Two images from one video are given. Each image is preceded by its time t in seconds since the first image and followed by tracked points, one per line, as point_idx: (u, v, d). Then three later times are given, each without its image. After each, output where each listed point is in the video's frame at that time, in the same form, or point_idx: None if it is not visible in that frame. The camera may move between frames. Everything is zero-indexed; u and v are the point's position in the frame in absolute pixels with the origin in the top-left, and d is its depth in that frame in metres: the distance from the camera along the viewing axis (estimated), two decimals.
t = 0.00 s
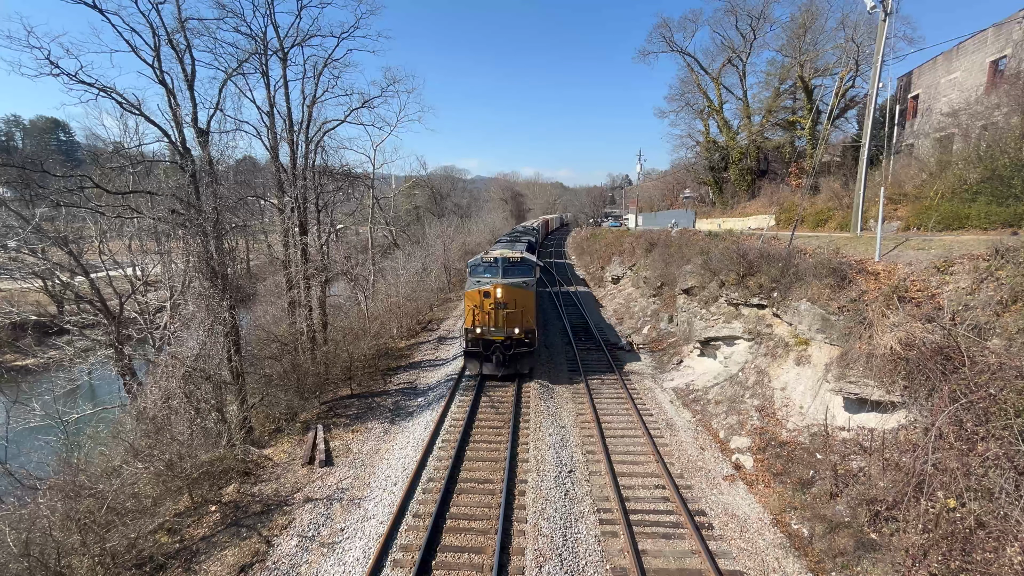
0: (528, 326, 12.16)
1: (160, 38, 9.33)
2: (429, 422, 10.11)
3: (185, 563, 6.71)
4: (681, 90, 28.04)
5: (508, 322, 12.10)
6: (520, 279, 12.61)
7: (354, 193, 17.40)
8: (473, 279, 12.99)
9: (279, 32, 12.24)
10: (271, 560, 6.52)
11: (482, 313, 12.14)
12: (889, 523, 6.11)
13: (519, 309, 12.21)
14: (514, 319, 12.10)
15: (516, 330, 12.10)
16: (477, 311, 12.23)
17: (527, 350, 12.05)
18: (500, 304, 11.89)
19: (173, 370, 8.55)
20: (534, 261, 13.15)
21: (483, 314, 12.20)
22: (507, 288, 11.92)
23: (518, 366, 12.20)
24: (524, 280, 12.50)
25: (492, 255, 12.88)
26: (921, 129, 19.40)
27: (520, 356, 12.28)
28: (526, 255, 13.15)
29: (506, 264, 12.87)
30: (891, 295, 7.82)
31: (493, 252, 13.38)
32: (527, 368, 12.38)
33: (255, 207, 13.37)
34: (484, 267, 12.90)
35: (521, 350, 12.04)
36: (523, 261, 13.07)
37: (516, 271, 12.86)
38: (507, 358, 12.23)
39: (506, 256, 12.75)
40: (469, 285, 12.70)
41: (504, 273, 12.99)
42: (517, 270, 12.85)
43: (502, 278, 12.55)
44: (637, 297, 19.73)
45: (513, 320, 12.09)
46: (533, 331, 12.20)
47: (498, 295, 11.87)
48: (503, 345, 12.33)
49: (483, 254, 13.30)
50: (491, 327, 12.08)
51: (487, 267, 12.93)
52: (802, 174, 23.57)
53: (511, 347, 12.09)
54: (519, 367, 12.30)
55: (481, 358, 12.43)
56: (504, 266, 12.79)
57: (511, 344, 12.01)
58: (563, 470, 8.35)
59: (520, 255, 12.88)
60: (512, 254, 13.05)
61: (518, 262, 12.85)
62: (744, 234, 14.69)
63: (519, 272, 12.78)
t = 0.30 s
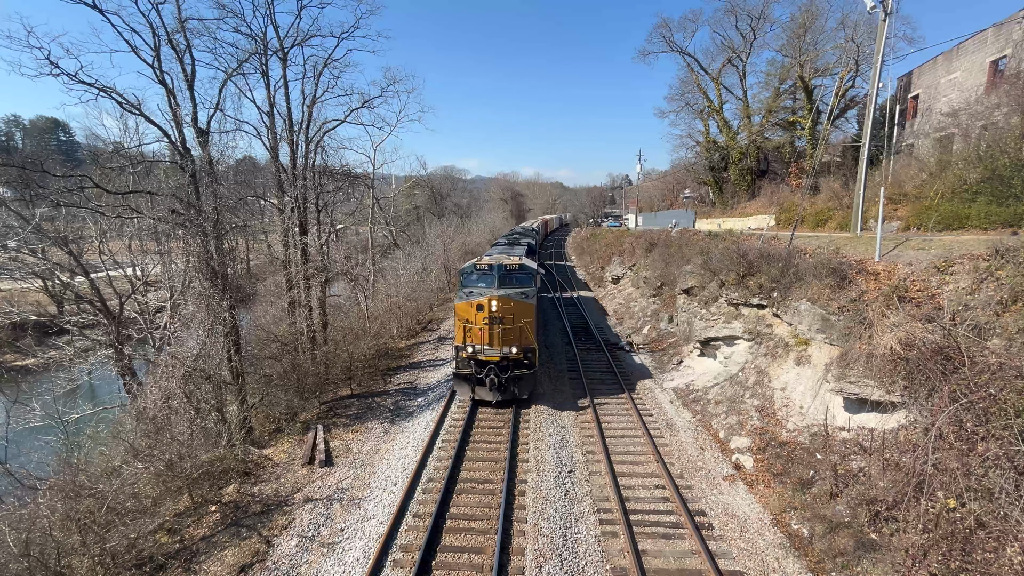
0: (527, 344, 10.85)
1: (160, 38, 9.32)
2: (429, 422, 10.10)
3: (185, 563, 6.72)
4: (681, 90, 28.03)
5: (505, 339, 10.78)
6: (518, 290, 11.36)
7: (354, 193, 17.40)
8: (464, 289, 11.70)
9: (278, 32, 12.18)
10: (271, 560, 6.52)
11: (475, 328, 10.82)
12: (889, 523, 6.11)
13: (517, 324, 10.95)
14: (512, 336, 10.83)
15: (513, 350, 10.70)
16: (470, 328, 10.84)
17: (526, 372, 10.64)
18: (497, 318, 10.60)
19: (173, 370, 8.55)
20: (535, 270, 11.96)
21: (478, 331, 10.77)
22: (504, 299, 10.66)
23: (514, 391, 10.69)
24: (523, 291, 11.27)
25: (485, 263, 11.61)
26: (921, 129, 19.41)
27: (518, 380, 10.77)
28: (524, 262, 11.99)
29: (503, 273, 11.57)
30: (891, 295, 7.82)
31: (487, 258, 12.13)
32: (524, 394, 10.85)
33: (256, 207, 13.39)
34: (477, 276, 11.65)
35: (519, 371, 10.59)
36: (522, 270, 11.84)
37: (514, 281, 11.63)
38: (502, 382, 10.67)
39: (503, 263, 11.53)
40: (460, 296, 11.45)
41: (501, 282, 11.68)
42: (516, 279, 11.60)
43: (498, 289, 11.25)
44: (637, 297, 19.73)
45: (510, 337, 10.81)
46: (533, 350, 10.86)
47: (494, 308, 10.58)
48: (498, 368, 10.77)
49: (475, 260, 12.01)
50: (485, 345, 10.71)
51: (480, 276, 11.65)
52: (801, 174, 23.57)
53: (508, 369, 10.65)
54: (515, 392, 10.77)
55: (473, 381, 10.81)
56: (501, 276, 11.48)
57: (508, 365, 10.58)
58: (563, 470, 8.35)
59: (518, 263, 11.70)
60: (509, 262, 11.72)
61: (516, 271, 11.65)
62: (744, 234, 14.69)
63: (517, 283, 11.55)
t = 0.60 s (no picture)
0: (525, 369, 9.34)
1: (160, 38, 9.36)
2: (429, 422, 10.08)
3: (185, 563, 6.72)
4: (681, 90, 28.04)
5: (500, 363, 9.15)
6: (515, 303, 9.81)
7: (354, 193, 17.41)
8: (453, 302, 10.26)
9: (278, 32, 12.34)
10: (272, 560, 6.52)
11: (465, 350, 9.23)
12: (889, 522, 6.10)
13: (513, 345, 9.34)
14: (508, 358, 9.25)
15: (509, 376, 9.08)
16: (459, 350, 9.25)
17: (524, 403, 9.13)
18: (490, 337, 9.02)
19: (173, 370, 8.54)
20: (533, 279, 10.35)
21: (468, 354, 9.15)
22: (499, 315, 9.10)
23: (509, 424, 9.15)
24: (520, 305, 9.78)
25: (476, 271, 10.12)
26: (921, 129, 19.42)
27: (514, 412, 9.21)
28: (522, 271, 10.35)
29: (498, 283, 9.96)
30: (891, 295, 7.83)
31: (479, 266, 10.64)
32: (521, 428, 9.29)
33: (255, 207, 13.40)
34: (468, 287, 10.11)
35: (515, 401, 9.05)
36: (519, 279, 10.26)
37: (511, 292, 9.96)
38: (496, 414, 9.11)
39: (497, 272, 9.93)
40: (448, 310, 10.03)
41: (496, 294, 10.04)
42: (512, 290, 10.02)
43: (491, 302, 9.71)
44: (637, 297, 19.74)
45: (505, 360, 9.21)
46: (532, 375, 9.32)
47: (488, 326, 8.95)
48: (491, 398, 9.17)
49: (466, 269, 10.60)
50: (476, 370, 9.09)
51: (472, 286, 10.15)
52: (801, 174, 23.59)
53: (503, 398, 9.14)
54: (511, 425, 9.22)
55: (462, 413, 9.35)
56: (494, 287, 9.90)
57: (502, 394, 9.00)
58: (563, 470, 8.35)
59: (515, 272, 10.04)
60: (504, 270, 10.02)
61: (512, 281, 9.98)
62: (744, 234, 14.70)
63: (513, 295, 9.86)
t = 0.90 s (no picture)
0: (522, 402, 7.82)
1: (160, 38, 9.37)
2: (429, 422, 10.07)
3: (185, 563, 6.72)
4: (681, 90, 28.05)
5: (491, 398, 7.62)
6: (509, 323, 8.58)
7: (354, 193, 17.41)
8: (438, 320, 8.87)
9: (278, 32, 12.36)
10: (271, 560, 6.53)
11: (450, 380, 7.73)
12: (889, 523, 6.10)
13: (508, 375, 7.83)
14: (501, 391, 7.71)
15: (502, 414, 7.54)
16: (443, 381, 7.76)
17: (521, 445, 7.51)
18: (479, 366, 7.54)
19: (173, 370, 8.55)
20: (531, 293, 9.05)
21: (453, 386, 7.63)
22: (491, 339, 7.63)
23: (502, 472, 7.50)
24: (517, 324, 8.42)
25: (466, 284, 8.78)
26: (921, 129, 19.42)
27: (509, 456, 7.54)
28: (518, 284, 9.07)
29: (489, 299, 8.77)
30: (891, 295, 7.83)
31: (468, 278, 9.30)
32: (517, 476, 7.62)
33: (255, 206, 13.40)
34: (454, 302, 8.91)
35: (511, 444, 7.43)
36: (514, 294, 9.00)
37: (504, 309, 8.86)
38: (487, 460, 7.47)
39: (489, 286, 8.72)
40: (430, 331, 8.55)
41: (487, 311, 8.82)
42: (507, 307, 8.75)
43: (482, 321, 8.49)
44: (637, 297, 19.73)
45: (498, 393, 7.66)
46: (531, 411, 7.76)
47: (476, 352, 7.47)
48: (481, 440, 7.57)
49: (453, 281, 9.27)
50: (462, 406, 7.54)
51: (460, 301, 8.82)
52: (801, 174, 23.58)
53: (496, 440, 7.56)
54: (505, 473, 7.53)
55: (446, 458, 7.72)
56: (486, 304, 8.72)
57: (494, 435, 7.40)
58: (563, 470, 8.34)
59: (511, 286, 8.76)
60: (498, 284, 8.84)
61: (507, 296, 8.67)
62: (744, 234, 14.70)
63: (505, 312, 8.83)
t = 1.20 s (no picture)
0: (517, 453, 6.25)
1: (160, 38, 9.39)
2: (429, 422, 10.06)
3: (185, 563, 6.73)
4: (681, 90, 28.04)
5: (478, 449, 6.11)
6: (502, 352, 6.83)
7: (354, 193, 17.42)
8: (415, 347, 7.24)
9: (279, 32, 12.29)
10: (272, 560, 6.53)
11: (425, 428, 6.19)
12: (889, 523, 6.11)
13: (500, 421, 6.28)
14: (490, 441, 6.16)
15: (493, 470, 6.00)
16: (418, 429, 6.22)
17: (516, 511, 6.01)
18: (462, 409, 6.03)
19: (173, 370, 8.55)
20: (529, 313, 7.47)
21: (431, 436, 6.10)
22: (478, 374, 6.08)
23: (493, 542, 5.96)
24: (512, 353, 6.82)
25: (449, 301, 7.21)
26: (921, 129, 19.43)
27: (500, 526, 5.97)
28: (514, 301, 7.45)
29: (478, 321, 7.06)
30: (891, 295, 7.83)
31: (451, 295, 7.73)
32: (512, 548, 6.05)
33: (255, 206, 13.40)
34: (435, 324, 7.23)
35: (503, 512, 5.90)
36: (509, 314, 7.27)
37: (496, 334, 7.15)
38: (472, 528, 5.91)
39: (477, 305, 7.03)
40: (402, 361, 6.90)
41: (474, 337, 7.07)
42: (499, 330, 7.18)
43: (468, 350, 6.80)
44: (637, 297, 19.74)
45: (486, 444, 6.13)
46: (528, 464, 6.22)
47: (459, 392, 6.00)
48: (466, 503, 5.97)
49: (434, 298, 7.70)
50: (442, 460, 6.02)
51: (442, 323, 7.23)
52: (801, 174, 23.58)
53: (485, 503, 6.00)
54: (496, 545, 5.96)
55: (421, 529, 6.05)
56: (474, 328, 7.03)
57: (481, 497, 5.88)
58: (563, 471, 8.34)
59: (504, 304, 7.20)
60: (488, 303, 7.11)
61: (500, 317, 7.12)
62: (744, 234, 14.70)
63: (498, 337, 7.13)
